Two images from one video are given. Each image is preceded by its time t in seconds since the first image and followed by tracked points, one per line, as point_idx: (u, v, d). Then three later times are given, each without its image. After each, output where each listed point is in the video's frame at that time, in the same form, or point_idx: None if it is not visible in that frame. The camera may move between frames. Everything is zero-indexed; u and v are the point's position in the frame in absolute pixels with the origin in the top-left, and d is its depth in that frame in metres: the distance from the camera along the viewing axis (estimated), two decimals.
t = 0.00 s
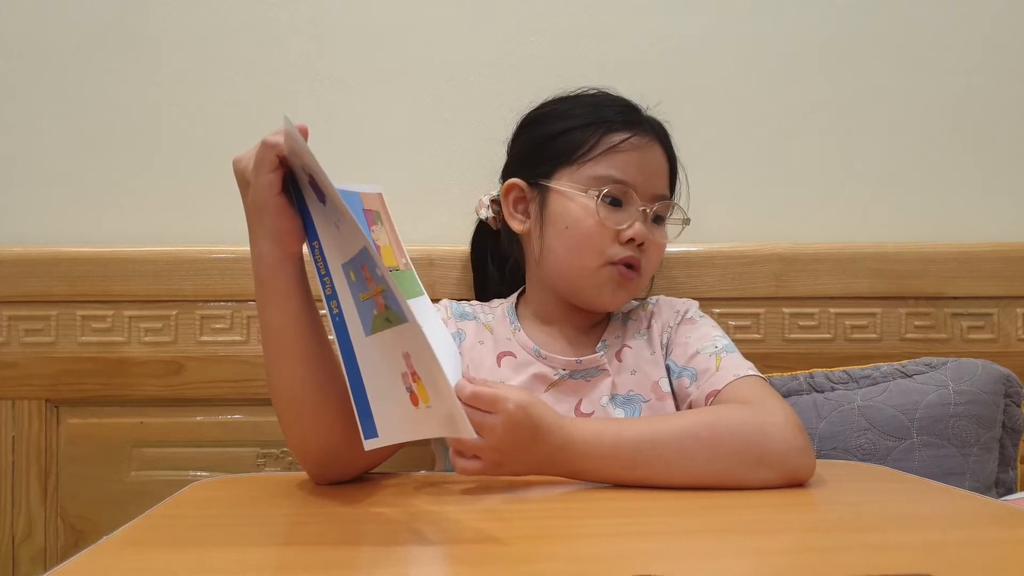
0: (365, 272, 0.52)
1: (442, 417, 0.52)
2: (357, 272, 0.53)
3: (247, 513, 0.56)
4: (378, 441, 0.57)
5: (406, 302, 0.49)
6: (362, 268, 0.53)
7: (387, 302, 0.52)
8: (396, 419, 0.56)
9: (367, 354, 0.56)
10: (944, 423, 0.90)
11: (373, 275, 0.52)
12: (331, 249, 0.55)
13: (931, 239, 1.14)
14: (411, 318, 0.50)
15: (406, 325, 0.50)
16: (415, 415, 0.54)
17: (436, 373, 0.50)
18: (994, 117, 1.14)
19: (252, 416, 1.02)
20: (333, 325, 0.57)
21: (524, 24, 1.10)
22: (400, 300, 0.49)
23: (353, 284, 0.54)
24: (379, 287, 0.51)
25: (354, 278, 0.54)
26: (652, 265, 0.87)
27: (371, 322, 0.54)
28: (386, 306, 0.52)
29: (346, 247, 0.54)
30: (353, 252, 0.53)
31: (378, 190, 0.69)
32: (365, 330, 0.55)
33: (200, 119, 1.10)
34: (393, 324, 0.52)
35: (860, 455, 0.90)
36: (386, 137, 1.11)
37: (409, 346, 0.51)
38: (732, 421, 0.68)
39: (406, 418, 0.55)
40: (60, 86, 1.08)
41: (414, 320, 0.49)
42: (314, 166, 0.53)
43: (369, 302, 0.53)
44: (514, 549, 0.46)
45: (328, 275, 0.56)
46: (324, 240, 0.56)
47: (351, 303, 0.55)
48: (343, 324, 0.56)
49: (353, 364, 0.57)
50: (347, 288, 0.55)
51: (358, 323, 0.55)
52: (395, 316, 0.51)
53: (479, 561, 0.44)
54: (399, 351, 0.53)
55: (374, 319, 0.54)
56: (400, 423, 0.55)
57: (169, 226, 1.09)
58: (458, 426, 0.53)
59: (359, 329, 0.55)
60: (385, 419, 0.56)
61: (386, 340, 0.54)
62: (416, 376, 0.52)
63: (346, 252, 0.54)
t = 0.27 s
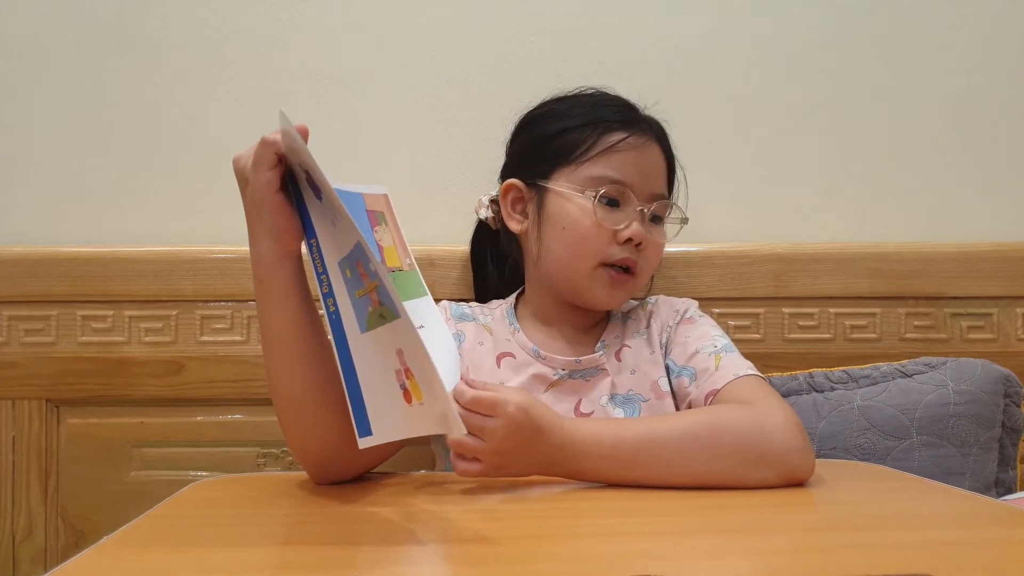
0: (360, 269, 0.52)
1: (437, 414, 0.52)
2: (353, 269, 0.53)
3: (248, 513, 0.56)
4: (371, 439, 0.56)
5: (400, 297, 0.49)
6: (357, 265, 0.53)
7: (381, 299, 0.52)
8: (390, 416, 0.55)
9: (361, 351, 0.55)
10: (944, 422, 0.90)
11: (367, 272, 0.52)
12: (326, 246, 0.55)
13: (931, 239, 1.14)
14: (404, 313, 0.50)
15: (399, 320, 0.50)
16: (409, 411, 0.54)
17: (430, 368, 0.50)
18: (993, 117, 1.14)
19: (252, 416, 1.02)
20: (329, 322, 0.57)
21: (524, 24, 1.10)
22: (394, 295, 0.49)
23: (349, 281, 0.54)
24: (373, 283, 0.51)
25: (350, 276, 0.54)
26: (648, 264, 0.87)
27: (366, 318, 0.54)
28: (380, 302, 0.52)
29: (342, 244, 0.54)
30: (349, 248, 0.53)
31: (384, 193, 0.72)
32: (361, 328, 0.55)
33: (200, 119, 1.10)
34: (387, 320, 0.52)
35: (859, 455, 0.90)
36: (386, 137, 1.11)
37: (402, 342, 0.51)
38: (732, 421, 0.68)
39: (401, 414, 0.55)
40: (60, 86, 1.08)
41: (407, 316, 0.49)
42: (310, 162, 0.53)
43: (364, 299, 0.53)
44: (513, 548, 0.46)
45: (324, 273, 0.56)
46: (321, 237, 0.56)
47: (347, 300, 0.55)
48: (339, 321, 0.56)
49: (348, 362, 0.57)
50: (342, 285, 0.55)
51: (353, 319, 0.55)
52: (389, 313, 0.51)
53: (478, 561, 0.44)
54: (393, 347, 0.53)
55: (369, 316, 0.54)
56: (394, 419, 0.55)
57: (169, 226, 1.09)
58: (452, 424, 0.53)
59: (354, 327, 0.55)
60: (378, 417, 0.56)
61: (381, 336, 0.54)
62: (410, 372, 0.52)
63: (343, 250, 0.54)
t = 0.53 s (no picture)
0: (359, 273, 0.53)
1: (433, 422, 0.52)
2: (352, 274, 0.53)
3: (248, 513, 0.56)
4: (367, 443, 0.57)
5: (397, 304, 0.49)
6: (356, 270, 0.53)
7: (378, 304, 0.52)
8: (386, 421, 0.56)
9: (358, 356, 0.55)
10: (944, 422, 0.90)
11: (365, 277, 0.52)
12: (325, 249, 0.55)
13: (931, 239, 1.14)
14: (402, 320, 0.50)
15: (398, 326, 0.50)
16: (404, 417, 0.54)
17: (426, 378, 0.50)
18: (993, 117, 1.14)
19: (252, 416, 1.02)
20: (327, 326, 0.57)
21: (524, 24, 1.10)
22: (391, 302, 0.49)
23: (347, 285, 0.54)
24: (372, 288, 0.51)
25: (349, 280, 0.54)
26: (639, 263, 0.87)
27: (364, 323, 0.54)
28: (377, 307, 0.52)
29: (342, 248, 0.54)
30: (348, 253, 0.53)
31: (390, 188, 0.72)
32: (359, 333, 0.55)
33: (200, 119, 1.10)
34: (386, 326, 0.52)
35: (860, 455, 0.90)
36: (387, 137, 1.11)
37: (400, 348, 0.51)
38: (732, 421, 0.68)
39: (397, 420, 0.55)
40: (60, 86, 1.08)
41: (404, 324, 0.49)
42: (309, 165, 0.53)
43: (363, 303, 0.53)
44: (513, 548, 0.46)
45: (323, 275, 0.56)
46: (320, 240, 0.56)
47: (345, 304, 0.55)
48: (337, 325, 0.56)
49: (345, 366, 0.56)
50: (341, 289, 0.55)
51: (352, 324, 0.55)
52: (386, 318, 0.51)
53: (478, 561, 0.44)
54: (390, 352, 0.53)
55: (367, 320, 0.54)
56: (390, 424, 0.55)
57: (169, 226, 1.09)
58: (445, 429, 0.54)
59: (353, 332, 0.55)
60: (374, 421, 0.56)
61: (379, 342, 0.53)
62: (406, 380, 0.52)
63: (341, 254, 0.54)
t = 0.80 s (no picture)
0: (352, 274, 0.53)
1: (418, 426, 0.52)
2: (345, 274, 0.53)
3: (246, 513, 0.56)
4: (354, 445, 0.56)
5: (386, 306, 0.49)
6: (349, 270, 0.53)
7: (369, 305, 0.52)
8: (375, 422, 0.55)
9: (348, 356, 0.55)
10: (944, 422, 0.90)
11: (358, 277, 0.52)
12: (321, 249, 0.55)
13: (931, 239, 1.14)
14: (390, 322, 0.49)
15: (386, 328, 0.50)
16: (390, 419, 0.54)
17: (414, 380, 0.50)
18: (994, 117, 1.14)
19: (252, 416, 1.02)
20: (320, 326, 0.57)
21: (524, 24, 1.10)
22: (381, 304, 0.49)
23: (341, 286, 0.54)
24: (363, 288, 0.51)
25: (342, 281, 0.54)
26: (630, 263, 0.87)
27: (355, 324, 0.54)
28: (368, 308, 0.52)
29: (335, 249, 0.54)
30: (341, 253, 0.53)
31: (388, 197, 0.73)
32: (349, 333, 0.55)
33: (201, 119, 1.10)
34: (375, 327, 0.52)
35: (860, 455, 0.90)
36: (387, 137, 1.11)
37: (388, 351, 0.51)
38: (730, 422, 0.68)
39: (384, 421, 0.55)
40: (60, 86, 1.08)
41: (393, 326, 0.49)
42: (309, 165, 0.54)
43: (354, 304, 0.53)
44: (512, 548, 0.46)
45: (318, 275, 0.56)
46: (316, 240, 0.56)
47: (338, 304, 0.55)
48: (329, 324, 0.56)
49: (336, 367, 0.57)
50: (335, 289, 0.55)
51: (343, 324, 0.55)
52: (376, 320, 0.51)
53: (477, 561, 0.44)
54: (378, 354, 0.53)
55: (358, 321, 0.54)
56: (379, 426, 0.55)
57: (170, 226, 1.09)
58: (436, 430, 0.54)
59: (344, 332, 0.55)
60: (362, 423, 0.56)
61: (368, 344, 0.53)
62: (394, 382, 0.52)
63: (334, 254, 0.54)
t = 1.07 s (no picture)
0: (349, 273, 0.53)
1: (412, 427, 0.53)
2: (343, 273, 0.53)
3: (246, 513, 0.56)
4: (348, 445, 0.56)
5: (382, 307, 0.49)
6: (347, 269, 0.53)
7: (365, 304, 0.52)
8: (371, 422, 0.56)
9: (343, 358, 0.55)
10: (944, 422, 0.90)
11: (354, 276, 0.52)
12: (320, 248, 0.55)
13: (931, 239, 1.14)
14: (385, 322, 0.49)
15: (383, 329, 0.50)
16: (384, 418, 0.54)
17: (409, 379, 0.51)
18: (994, 117, 1.14)
19: (252, 416, 1.02)
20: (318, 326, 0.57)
21: (524, 24, 1.10)
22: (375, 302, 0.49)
23: (339, 285, 0.54)
24: (359, 288, 0.51)
25: (340, 280, 0.54)
26: (627, 252, 0.87)
27: (352, 323, 0.54)
28: (363, 307, 0.52)
29: (334, 248, 0.54)
30: (339, 253, 0.53)
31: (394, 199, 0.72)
32: (346, 333, 0.55)
33: (201, 119, 1.10)
34: (371, 327, 0.52)
35: (860, 455, 0.90)
36: (387, 137, 1.11)
37: (383, 351, 0.51)
38: (731, 421, 0.68)
39: (381, 420, 0.55)
40: (60, 86, 1.08)
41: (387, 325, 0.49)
42: (308, 167, 0.54)
43: (351, 303, 0.53)
44: (512, 548, 0.46)
45: (317, 274, 0.57)
46: (316, 240, 0.56)
47: (335, 304, 0.55)
48: (326, 324, 0.56)
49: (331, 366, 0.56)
50: (332, 288, 0.55)
51: (340, 324, 0.55)
52: (372, 319, 0.51)
53: (477, 561, 0.44)
54: (374, 354, 0.53)
55: (355, 320, 0.54)
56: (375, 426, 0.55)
57: (170, 226, 1.09)
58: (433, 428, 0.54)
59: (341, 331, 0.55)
60: (357, 423, 0.56)
61: (365, 343, 0.53)
62: (388, 381, 0.53)
63: (333, 253, 0.54)
